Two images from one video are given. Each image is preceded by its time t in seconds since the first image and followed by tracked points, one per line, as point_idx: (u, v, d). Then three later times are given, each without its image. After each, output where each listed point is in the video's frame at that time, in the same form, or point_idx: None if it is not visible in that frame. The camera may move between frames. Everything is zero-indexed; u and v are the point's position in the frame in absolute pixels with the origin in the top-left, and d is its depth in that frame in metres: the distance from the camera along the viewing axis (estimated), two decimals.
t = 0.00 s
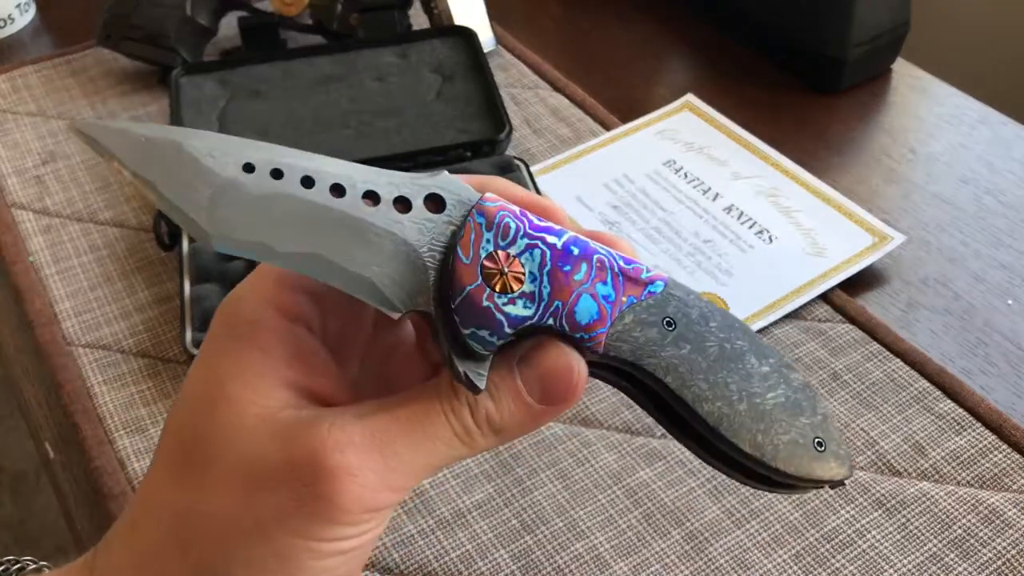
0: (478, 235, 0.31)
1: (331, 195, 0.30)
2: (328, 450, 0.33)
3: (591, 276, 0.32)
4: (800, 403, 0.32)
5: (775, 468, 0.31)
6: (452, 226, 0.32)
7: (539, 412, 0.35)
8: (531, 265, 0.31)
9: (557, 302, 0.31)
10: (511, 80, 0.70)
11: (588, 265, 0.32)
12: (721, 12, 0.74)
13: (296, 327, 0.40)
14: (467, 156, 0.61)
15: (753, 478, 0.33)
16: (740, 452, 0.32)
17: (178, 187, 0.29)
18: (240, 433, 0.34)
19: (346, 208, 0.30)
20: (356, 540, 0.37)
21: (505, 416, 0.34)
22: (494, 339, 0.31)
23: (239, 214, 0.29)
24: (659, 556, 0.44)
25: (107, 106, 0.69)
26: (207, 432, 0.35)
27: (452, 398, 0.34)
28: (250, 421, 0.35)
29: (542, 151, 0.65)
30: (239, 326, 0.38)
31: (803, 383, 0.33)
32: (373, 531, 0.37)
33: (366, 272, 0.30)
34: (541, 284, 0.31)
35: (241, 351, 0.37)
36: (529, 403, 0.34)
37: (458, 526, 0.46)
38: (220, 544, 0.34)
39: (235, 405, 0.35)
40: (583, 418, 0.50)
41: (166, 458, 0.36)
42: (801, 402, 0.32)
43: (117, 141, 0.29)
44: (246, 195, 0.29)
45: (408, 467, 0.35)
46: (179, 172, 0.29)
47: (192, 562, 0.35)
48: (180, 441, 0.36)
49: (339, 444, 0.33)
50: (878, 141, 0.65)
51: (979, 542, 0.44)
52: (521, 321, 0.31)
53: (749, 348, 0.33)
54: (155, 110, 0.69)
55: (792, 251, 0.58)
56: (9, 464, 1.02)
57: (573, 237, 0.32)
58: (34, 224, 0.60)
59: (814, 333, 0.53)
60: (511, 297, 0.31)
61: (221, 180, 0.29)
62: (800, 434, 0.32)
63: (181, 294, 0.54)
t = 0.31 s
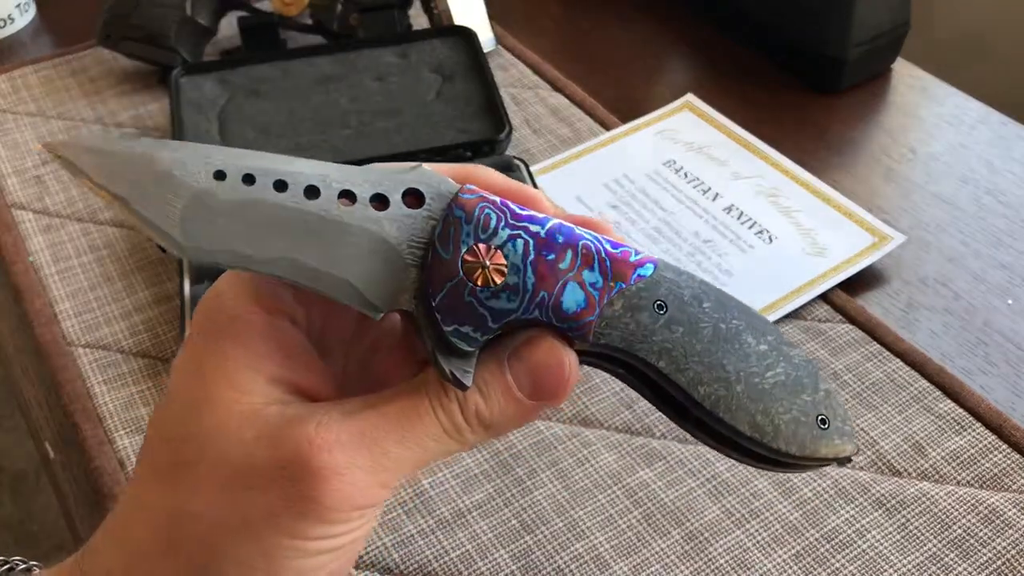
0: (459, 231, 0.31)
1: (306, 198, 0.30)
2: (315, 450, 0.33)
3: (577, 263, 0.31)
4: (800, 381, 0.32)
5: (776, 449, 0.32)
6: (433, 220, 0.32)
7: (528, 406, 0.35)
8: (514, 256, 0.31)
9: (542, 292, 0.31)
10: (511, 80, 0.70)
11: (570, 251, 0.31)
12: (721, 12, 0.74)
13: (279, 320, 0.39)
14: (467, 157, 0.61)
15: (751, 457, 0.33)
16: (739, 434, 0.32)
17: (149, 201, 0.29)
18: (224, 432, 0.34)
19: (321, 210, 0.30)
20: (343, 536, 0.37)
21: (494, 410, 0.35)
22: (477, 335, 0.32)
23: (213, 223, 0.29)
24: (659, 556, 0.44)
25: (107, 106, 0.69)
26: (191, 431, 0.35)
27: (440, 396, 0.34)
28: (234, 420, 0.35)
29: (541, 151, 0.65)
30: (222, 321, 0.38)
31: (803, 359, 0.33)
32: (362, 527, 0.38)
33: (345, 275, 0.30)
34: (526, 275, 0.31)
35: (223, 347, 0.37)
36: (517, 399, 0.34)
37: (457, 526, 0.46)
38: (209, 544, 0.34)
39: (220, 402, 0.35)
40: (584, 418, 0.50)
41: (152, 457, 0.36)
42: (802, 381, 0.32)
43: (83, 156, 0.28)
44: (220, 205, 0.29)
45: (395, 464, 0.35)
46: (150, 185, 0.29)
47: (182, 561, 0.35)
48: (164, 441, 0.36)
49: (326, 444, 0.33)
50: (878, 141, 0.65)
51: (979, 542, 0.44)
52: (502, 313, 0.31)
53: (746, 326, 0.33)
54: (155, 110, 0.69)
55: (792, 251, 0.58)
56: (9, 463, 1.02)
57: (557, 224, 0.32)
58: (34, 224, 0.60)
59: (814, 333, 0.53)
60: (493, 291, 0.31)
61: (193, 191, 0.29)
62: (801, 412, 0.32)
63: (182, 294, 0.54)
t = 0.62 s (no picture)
0: (447, 220, 0.31)
1: (290, 189, 0.30)
2: (302, 450, 0.33)
3: (570, 252, 0.31)
4: (800, 370, 0.32)
5: (777, 438, 0.31)
6: (421, 211, 0.32)
7: (523, 400, 0.35)
8: (505, 246, 0.31)
9: (535, 283, 0.31)
10: (511, 80, 0.70)
11: (562, 240, 0.32)
12: (721, 12, 0.74)
13: (265, 316, 0.39)
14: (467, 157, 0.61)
15: (751, 445, 0.33)
16: (738, 424, 0.32)
17: (127, 196, 0.28)
18: (209, 431, 0.34)
19: (306, 202, 0.30)
20: (333, 534, 0.37)
21: (488, 405, 0.34)
22: (468, 329, 0.32)
23: (193, 218, 0.29)
24: (659, 556, 0.44)
25: (107, 105, 0.69)
26: (175, 431, 0.35)
27: (432, 389, 0.34)
28: (219, 419, 0.35)
29: (541, 151, 0.65)
30: (208, 317, 0.38)
31: (802, 344, 0.33)
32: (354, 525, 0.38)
33: (331, 268, 0.30)
34: (517, 265, 0.31)
35: (208, 344, 0.37)
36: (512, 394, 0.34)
37: (457, 526, 0.46)
38: (194, 546, 0.35)
39: (207, 401, 0.35)
40: (583, 418, 0.50)
41: (136, 459, 0.36)
42: (801, 369, 0.32)
43: (60, 152, 0.28)
44: (200, 199, 0.29)
45: (386, 463, 0.35)
46: (127, 180, 0.28)
47: (168, 563, 0.35)
48: (148, 441, 0.36)
49: (314, 443, 0.33)
50: (877, 141, 0.65)
51: (979, 542, 0.44)
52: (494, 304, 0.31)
53: (744, 312, 0.32)
54: (155, 110, 0.69)
55: (793, 251, 0.58)
56: (8, 465, 1.02)
57: (548, 213, 0.32)
58: (33, 224, 0.60)
59: (814, 333, 0.53)
60: (483, 283, 0.31)
61: (172, 183, 0.29)
62: (801, 401, 0.31)
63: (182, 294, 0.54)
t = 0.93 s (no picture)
0: (461, 232, 0.31)
1: (302, 204, 0.30)
2: (320, 460, 0.33)
3: (583, 262, 0.31)
4: (809, 373, 0.32)
5: (788, 443, 0.32)
6: (434, 224, 0.31)
7: (538, 410, 0.34)
8: (519, 259, 0.31)
9: (549, 293, 0.31)
10: (511, 80, 0.70)
11: (575, 250, 0.31)
12: (721, 12, 0.74)
13: (274, 322, 0.39)
14: (467, 157, 0.61)
15: (763, 448, 0.33)
16: (749, 428, 0.32)
17: (139, 215, 0.28)
18: (224, 440, 0.34)
19: (319, 218, 0.30)
20: (347, 543, 0.37)
21: (503, 415, 0.34)
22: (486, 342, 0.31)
23: (207, 236, 0.29)
24: (659, 557, 0.44)
25: (106, 105, 0.69)
26: (190, 440, 0.35)
27: (447, 401, 0.34)
28: (235, 427, 0.35)
29: (541, 151, 0.65)
30: (219, 326, 0.38)
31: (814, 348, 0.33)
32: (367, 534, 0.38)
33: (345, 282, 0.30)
34: (532, 276, 0.31)
35: (222, 352, 0.37)
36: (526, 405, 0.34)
37: (457, 526, 0.46)
38: (209, 556, 0.34)
39: (222, 409, 0.35)
40: (583, 418, 0.50)
41: (148, 468, 0.36)
42: (811, 373, 0.32)
43: (69, 172, 0.28)
44: (212, 217, 0.29)
45: (402, 473, 0.35)
46: (139, 197, 0.28)
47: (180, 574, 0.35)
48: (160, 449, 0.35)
49: (331, 453, 0.33)
50: (878, 141, 0.65)
51: (979, 542, 0.44)
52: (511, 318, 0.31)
53: (753, 317, 0.33)
54: (154, 110, 0.68)
55: (793, 251, 0.58)
56: (8, 465, 1.02)
57: (559, 221, 0.31)
58: (33, 224, 0.60)
59: (815, 333, 0.53)
60: (500, 294, 0.30)
61: (184, 203, 0.29)
62: (812, 404, 0.32)
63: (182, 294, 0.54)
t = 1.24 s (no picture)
0: (477, 230, 0.30)
1: (325, 197, 0.29)
2: (331, 456, 0.33)
3: (594, 268, 0.31)
4: (814, 389, 0.33)
5: (795, 455, 0.32)
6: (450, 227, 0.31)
7: (548, 415, 0.34)
8: (532, 258, 0.31)
9: (562, 295, 0.31)
10: (511, 80, 0.70)
11: (588, 256, 0.31)
12: (721, 12, 0.74)
13: (283, 317, 0.39)
14: (467, 156, 0.61)
15: (760, 465, 0.33)
16: (756, 439, 0.32)
17: (162, 192, 0.27)
18: (235, 434, 0.34)
19: (342, 211, 0.29)
20: (353, 540, 0.37)
21: (512, 417, 0.34)
22: (502, 332, 0.30)
23: (231, 219, 0.28)
24: (659, 557, 0.44)
25: (106, 105, 0.69)
26: (199, 433, 0.35)
27: (456, 400, 0.34)
28: (246, 420, 0.35)
29: (541, 151, 0.65)
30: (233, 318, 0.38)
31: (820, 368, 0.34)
32: (373, 531, 0.38)
33: (366, 276, 0.29)
34: (545, 277, 0.31)
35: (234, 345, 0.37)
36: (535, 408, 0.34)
37: (457, 527, 0.46)
38: (219, 549, 0.34)
39: (232, 402, 0.35)
40: (583, 418, 0.50)
41: (156, 460, 0.36)
42: (816, 390, 0.33)
43: (94, 144, 0.27)
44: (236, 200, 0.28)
45: (411, 471, 0.35)
46: (162, 175, 0.27)
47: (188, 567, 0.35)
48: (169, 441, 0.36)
49: (339, 449, 0.33)
50: (878, 141, 0.65)
51: (979, 542, 0.44)
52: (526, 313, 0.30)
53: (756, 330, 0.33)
54: (154, 110, 0.68)
55: (793, 251, 0.58)
56: (8, 464, 1.02)
57: (569, 231, 0.32)
58: (33, 224, 0.60)
59: (815, 333, 0.53)
60: (514, 290, 0.30)
61: (209, 184, 0.27)
62: (818, 421, 0.32)
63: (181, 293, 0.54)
